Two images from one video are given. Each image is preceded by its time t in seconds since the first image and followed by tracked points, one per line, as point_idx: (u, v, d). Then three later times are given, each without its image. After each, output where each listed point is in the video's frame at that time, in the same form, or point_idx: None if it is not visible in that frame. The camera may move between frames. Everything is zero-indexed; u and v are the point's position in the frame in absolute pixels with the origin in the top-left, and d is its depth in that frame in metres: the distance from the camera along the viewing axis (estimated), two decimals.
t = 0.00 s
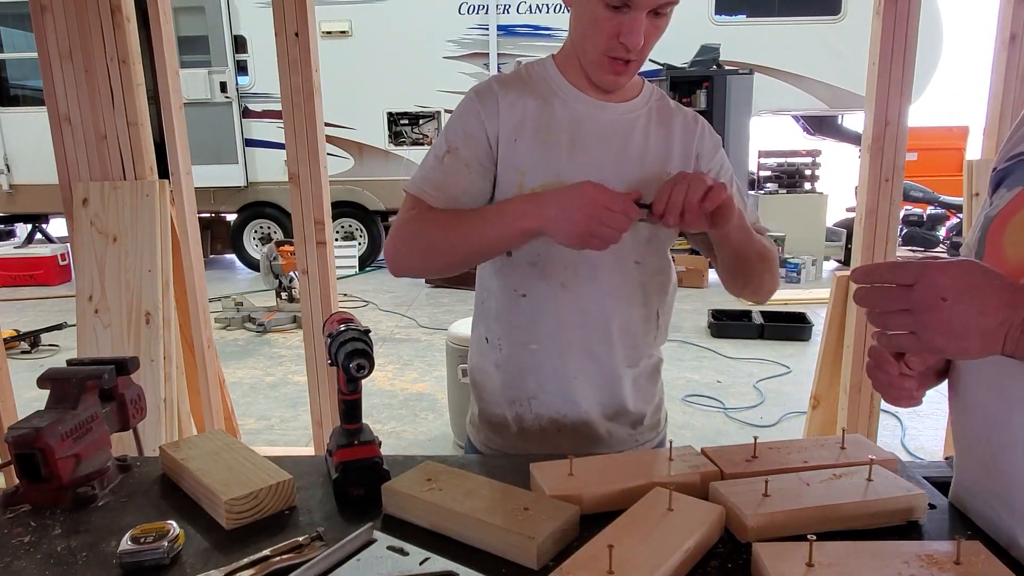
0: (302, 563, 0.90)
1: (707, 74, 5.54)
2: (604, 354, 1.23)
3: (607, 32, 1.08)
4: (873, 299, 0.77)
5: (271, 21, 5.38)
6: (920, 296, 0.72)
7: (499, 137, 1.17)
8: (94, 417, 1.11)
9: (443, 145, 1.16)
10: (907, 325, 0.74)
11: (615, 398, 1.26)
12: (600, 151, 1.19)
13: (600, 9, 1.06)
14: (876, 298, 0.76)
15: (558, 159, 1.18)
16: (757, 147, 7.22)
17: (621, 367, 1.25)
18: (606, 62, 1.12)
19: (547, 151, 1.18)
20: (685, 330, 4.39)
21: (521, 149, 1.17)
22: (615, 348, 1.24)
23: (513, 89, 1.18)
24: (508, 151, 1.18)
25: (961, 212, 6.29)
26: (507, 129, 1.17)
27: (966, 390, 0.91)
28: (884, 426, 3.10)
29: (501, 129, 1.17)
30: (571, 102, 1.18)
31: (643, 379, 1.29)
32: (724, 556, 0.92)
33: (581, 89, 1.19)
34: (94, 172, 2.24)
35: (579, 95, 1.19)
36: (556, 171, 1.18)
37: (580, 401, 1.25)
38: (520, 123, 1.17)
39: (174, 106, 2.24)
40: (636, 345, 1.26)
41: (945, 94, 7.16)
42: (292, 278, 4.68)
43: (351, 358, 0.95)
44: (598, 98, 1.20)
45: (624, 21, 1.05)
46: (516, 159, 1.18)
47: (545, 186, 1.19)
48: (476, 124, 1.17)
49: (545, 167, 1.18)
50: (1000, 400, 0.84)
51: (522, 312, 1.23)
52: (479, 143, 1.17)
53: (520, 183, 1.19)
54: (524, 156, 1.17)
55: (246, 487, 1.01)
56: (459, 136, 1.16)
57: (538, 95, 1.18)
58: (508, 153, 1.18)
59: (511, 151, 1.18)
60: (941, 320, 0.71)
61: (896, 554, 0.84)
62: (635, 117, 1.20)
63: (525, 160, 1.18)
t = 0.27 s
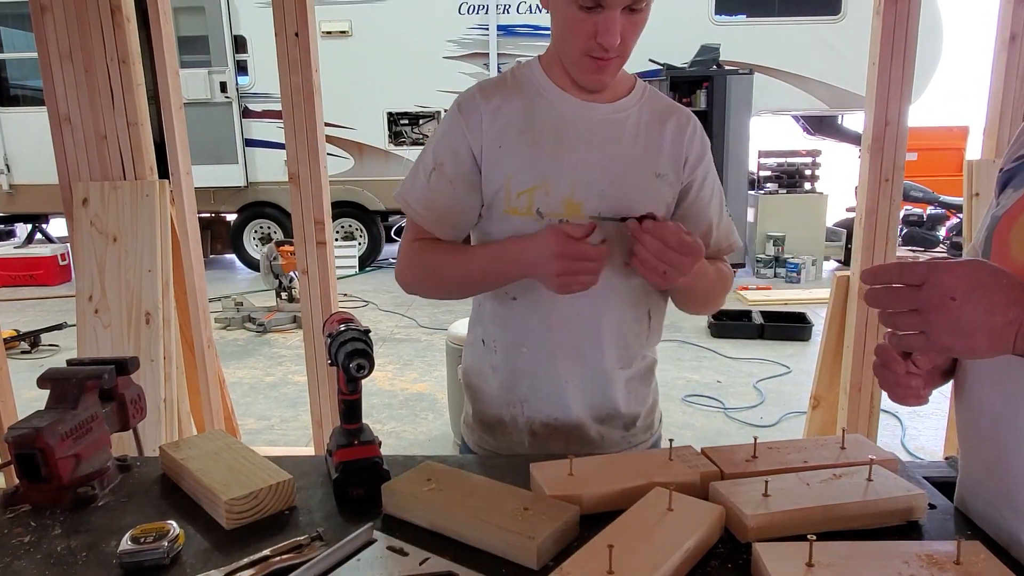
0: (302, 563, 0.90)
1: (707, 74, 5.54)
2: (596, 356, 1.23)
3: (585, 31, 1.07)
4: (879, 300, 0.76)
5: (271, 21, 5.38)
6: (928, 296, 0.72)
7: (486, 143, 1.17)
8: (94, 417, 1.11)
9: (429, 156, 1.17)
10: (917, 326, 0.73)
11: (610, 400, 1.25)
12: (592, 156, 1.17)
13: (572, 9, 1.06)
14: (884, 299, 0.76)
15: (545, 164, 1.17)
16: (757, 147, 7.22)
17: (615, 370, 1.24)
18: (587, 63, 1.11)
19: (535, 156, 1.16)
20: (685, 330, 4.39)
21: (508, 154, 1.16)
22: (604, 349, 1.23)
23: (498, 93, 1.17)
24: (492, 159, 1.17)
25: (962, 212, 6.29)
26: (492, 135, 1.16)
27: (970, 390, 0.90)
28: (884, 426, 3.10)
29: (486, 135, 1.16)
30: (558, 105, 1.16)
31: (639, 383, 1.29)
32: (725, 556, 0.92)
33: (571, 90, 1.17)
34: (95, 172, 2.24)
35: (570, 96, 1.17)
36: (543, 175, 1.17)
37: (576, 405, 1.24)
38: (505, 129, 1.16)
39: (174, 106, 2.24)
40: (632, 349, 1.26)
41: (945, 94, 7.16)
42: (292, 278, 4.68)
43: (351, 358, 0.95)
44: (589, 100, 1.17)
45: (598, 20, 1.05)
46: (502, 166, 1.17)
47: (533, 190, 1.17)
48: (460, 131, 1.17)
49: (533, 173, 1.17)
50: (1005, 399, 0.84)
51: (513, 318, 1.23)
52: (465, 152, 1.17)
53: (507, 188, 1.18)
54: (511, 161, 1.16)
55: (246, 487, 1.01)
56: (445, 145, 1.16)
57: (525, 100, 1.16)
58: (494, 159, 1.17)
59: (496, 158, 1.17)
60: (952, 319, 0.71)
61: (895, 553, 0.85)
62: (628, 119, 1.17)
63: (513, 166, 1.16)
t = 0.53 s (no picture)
0: (302, 563, 0.90)
1: (707, 74, 5.55)
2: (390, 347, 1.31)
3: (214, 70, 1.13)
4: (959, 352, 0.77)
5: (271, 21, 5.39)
6: (1005, 341, 0.74)
7: (259, 160, 1.28)
8: (94, 417, 1.11)
9: (237, 175, 1.35)
10: (1000, 374, 0.75)
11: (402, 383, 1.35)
12: (310, 166, 1.19)
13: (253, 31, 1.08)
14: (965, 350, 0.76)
15: (287, 178, 1.22)
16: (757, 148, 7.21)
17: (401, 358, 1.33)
18: (265, 76, 1.14)
19: (283, 170, 1.23)
20: (685, 330, 4.39)
21: (269, 170, 1.25)
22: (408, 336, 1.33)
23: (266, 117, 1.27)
24: (263, 175, 1.27)
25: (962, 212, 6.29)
26: (263, 155, 1.27)
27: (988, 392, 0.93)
28: (884, 426, 3.10)
29: (260, 154, 1.28)
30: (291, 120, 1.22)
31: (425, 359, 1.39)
32: (724, 556, 0.93)
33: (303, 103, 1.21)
34: (94, 172, 2.24)
35: (290, 108, 1.22)
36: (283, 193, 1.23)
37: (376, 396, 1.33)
38: (269, 145, 1.26)
39: (173, 106, 2.24)
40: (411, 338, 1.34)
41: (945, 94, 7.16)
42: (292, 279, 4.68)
43: (352, 357, 0.94)
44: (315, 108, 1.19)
45: (249, 59, 1.10)
46: (267, 180, 1.26)
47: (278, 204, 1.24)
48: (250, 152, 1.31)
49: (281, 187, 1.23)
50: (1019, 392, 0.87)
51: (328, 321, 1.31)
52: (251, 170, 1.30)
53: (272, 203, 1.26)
54: (270, 177, 1.25)
55: (247, 487, 1.01)
56: (243, 166, 1.32)
57: (273, 118, 1.26)
58: (263, 175, 1.27)
59: (264, 174, 1.27)
60: None
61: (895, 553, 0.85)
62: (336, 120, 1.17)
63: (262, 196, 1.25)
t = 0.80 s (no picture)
0: (304, 561, 0.90)
1: (708, 72, 5.55)
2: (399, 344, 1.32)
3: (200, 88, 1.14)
4: None
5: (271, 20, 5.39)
6: None
7: (252, 173, 1.29)
8: (96, 416, 1.11)
9: (234, 193, 1.36)
10: None
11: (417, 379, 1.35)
12: (303, 170, 1.20)
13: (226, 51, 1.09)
14: None
15: (280, 185, 1.23)
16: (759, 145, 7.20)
17: (413, 353, 1.34)
18: (247, 90, 1.16)
19: (274, 178, 1.24)
20: (686, 328, 4.39)
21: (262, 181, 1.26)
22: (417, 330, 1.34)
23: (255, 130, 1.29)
24: (257, 186, 1.28)
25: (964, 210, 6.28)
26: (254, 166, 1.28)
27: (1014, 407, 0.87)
28: (886, 424, 3.10)
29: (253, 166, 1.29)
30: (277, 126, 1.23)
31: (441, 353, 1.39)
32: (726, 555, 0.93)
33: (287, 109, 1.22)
34: (96, 170, 2.24)
35: (275, 117, 1.22)
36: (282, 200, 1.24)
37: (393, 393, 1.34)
38: (258, 155, 1.27)
39: (174, 105, 2.25)
40: (421, 332, 1.34)
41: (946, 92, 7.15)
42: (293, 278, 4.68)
43: (353, 355, 0.94)
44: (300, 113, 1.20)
45: (225, 79, 1.12)
46: (261, 190, 1.27)
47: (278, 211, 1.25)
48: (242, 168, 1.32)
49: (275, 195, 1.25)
50: None
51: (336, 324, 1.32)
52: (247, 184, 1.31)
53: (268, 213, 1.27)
54: (264, 186, 1.26)
55: (248, 485, 1.01)
56: (238, 183, 1.33)
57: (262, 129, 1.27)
58: (256, 187, 1.28)
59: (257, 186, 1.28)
60: None
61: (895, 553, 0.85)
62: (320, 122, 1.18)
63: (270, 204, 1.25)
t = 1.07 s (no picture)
0: (310, 556, 0.90)
1: (713, 66, 5.54)
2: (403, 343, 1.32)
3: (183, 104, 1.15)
4: None
5: (275, 15, 5.39)
6: None
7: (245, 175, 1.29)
8: (102, 411, 1.11)
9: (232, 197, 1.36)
10: None
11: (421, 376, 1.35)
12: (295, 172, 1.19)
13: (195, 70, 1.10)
14: None
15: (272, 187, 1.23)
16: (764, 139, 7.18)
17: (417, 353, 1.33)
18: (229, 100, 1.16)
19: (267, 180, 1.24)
20: (691, 323, 4.38)
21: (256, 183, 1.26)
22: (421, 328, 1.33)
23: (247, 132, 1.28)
24: (251, 189, 1.28)
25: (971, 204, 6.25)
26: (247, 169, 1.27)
27: None
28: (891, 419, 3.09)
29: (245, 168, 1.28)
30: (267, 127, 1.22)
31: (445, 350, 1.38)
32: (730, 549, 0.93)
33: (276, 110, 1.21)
34: (101, 166, 2.24)
35: (264, 120, 1.22)
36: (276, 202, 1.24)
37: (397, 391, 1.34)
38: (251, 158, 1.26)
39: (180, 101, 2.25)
40: (425, 330, 1.34)
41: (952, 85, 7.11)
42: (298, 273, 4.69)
43: (358, 350, 0.94)
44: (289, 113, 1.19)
45: (203, 94, 1.13)
46: (254, 194, 1.27)
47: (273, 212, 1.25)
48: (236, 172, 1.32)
49: (269, 197, 1.24)
50: None
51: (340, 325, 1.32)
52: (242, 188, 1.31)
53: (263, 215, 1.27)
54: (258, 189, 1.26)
55: (254, 479, 1.01)
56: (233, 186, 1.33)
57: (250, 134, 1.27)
58: (250, 190, 1.28)
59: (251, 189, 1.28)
60: None
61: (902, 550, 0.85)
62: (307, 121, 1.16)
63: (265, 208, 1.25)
